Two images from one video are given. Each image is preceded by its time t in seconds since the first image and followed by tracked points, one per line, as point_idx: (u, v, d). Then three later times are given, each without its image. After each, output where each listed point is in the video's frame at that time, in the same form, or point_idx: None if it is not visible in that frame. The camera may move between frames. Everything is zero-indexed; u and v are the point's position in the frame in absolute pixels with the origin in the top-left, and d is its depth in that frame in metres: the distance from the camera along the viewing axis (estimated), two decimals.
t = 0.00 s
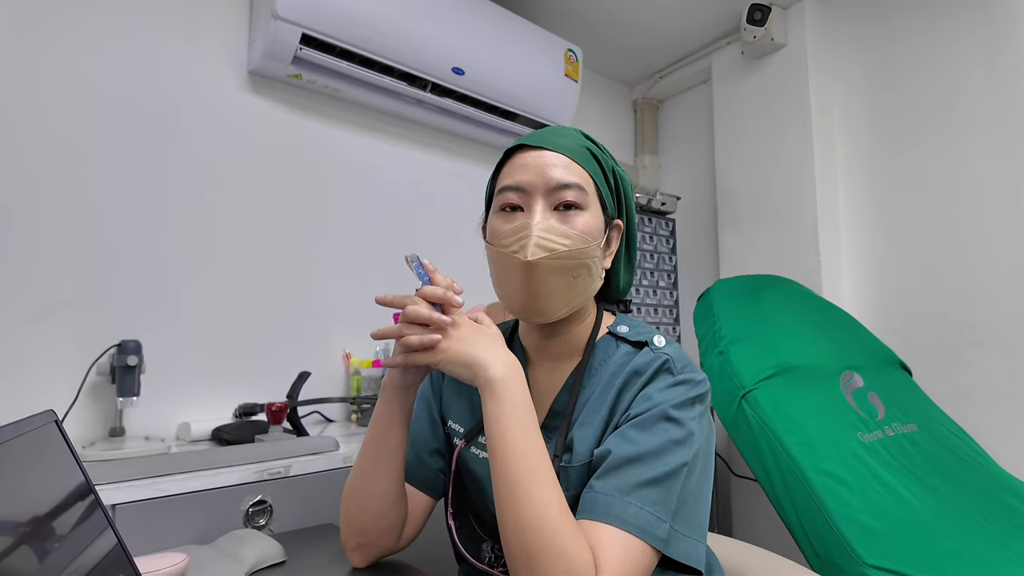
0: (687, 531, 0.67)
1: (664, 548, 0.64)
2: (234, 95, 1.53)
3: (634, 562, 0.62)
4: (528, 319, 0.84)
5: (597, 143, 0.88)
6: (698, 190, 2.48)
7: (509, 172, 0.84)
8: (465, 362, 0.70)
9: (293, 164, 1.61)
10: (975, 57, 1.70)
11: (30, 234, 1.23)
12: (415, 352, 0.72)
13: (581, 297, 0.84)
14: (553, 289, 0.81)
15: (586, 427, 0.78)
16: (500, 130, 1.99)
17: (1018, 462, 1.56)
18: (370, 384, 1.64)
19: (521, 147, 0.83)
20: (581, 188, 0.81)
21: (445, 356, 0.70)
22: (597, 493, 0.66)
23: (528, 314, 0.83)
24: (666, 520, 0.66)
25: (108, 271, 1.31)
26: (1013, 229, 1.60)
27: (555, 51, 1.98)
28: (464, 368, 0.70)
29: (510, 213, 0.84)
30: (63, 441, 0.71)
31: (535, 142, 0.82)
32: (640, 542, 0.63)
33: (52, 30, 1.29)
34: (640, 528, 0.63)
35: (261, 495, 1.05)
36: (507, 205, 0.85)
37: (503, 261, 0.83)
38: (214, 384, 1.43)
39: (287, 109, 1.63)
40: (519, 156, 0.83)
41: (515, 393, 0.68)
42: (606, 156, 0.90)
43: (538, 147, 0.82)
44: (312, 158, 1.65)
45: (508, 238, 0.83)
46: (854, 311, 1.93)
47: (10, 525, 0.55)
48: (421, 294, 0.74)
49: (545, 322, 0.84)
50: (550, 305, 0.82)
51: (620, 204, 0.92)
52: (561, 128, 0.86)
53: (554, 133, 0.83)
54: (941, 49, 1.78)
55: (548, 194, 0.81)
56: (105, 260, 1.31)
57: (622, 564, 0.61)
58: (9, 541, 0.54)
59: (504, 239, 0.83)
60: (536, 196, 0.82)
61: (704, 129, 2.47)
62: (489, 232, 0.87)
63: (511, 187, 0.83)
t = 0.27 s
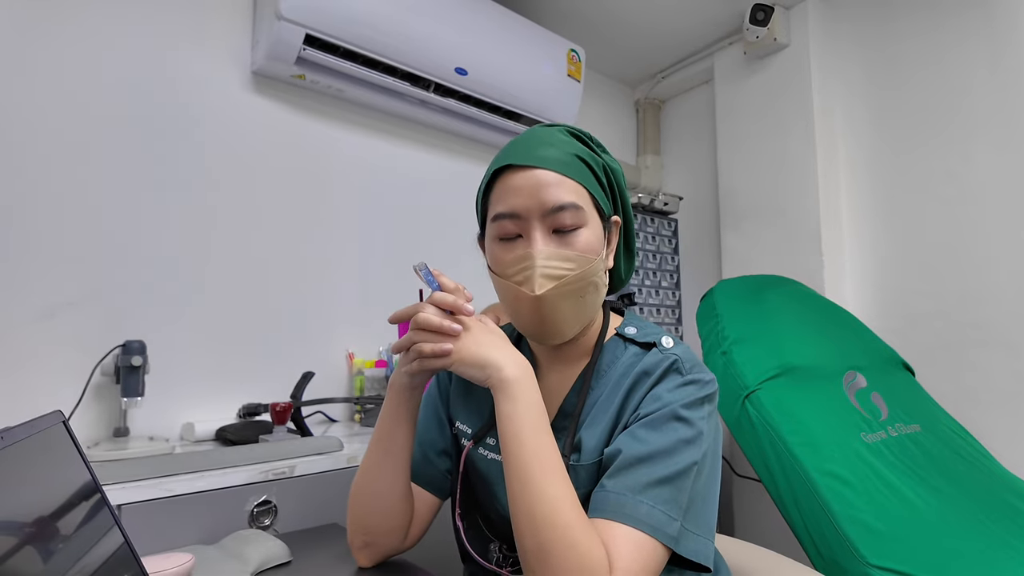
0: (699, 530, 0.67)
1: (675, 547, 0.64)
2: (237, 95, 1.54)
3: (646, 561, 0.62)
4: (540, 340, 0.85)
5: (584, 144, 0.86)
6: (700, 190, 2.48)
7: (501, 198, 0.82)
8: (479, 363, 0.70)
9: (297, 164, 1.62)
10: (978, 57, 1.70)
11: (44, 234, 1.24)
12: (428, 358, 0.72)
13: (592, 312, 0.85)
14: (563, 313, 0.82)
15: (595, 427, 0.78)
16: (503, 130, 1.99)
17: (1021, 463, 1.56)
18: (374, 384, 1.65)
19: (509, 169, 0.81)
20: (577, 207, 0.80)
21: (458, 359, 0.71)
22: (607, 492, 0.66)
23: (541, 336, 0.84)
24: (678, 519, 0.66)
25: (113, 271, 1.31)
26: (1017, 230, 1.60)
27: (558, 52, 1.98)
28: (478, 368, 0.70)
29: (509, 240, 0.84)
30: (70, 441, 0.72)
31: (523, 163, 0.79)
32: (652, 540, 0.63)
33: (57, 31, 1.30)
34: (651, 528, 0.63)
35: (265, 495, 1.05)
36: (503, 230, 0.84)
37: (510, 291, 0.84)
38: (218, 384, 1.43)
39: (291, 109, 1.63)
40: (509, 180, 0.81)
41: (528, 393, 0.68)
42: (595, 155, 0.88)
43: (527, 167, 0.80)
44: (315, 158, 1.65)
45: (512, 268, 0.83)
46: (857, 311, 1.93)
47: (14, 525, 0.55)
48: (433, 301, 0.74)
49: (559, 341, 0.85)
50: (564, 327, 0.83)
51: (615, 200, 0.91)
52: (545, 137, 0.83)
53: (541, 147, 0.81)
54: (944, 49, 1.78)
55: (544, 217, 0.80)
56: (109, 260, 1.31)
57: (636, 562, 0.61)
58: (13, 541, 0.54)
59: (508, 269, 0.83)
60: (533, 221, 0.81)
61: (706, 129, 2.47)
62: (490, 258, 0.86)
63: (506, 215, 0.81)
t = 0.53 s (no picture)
0: (699, 530, 0.67)
1: (675, 548, 0.64)
2: (238, 95, 1.54)
3: (644, 562, 0.62)
4: (531, 323, 0.84)
5: (578, 140, 0.88)
6: (701, 190, 2.48)
7: (495, 184, 0.84)
8: (479, 362, 0.70)
9: (298, 164, 1.62)
10: (980, 55, 1.70)
11: (46, 233, 1.24)
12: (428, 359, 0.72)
13: (585, 295, 0.84)
14: (554, 291, 0.81)
15: (594, 425, 0.78)
16: (504, 130, 1.99)
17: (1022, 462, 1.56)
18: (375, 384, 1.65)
19: (503, 157, 0.83)
20: (567, 188, 0.81)
21: (459, 358, 0.71)
22: (607, 493, 0.66)
23: (533, 318, 0.83)
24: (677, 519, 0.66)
25: (114, 271, 1.31)
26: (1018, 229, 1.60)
27: (559, 52, 1.98)
28: (479, 368, 0.70)
29: (502, 224, 0.84)
30: (74, 442, 0.72)
31: (515, 149, 0.82)
32: (651, 541, 0.64)
33: (59, 32, 1.30)
34: (650, 529, 0.63)
35: (267, 495, 1.05)
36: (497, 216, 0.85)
37: (501, 272, 0.84)
38: (219, 384, 1.43)
39: (292, 109, 1.63)
40: (502, 167, 0.83)
41: (526, 393, 0.68)
42: (589, 149, 0.89)
43: (520, 153, 0.82)
44: (316, 158, 1.65)
45: (503, 249, 0.83)
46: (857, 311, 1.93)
47: (16, 525, 0.55)
48: (433, 302, 0.74)
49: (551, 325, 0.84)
50: (555, 309, 0.82)
51: (612, 195, 0.92)
52: (539, 131, 0.85)
53: (534, 137, 0.83)
54: (945, 48, 1.78)
55: (536, 199, 0.81)
56: (111, 260, 1.31)
57: (633, 564, 0.61)
58: (15, 541, 0.54)
59: (500, 250, 0.84)
60: (525, 203, 0.82)
61: (707, 128, 2.47)
62: (485, 246, 0.87)
63: (500, 198, 0.83)
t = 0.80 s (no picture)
0: (704, 525, 0.67)
1: (680, 543, 0.64)
2: (239, 95, 1.54)
3: (646, 559, 0.62)
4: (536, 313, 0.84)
5: (604, 142, 0.90)
6: (702, 189, 2.48)
7: (517, 173, 0.86)
8: (470, 365, 0.70)
9: (299, 164, 1.62)
10: (981, 54, 1.70)
11: (46, 233, 1.24)
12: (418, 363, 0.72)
13: (591, 291, 0.84)
14: (561, 282, 0.82)
15: (597, 421, 0.78)
16: (504, 130, 1.99)
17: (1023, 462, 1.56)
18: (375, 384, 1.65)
19: (528, 148, 0.85)
20: (587, 184, 0.82)
21: (449, 362, 0.70)
22: (610, 488, 0.66)
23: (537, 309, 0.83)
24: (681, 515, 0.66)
25: (115, 271, 1.31)
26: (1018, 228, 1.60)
27: (559, 52, 1.98)
28: (470, 371, 0.70)
29: (519, 212, 0.86)
30: (75, 441, 0.72)
31: (541, 141, 0.84)
32: (655, 537, 0.64)
33: (60, 32, 1.30)
34: (654, 524, 0.63)
35: (268, 495, 1.05)
36: (516, 205, 0.86)
37: (512, 259, 0.84)
38: (220, 384, 1.44)
39: (292, 109, 1.63)
40: (526, 157, 0.85)
41: (518, 396, 0.68)
42: (612, 154, 0.90)
43: (544, 146, 0.84)
44: (317, 158, 1.66)
45: (517, 235, 0.84)
46: (858, 311, 1.93)
47: (17, 524, 0.55)
48: (422, 305, 0.73)
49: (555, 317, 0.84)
50: (560, 299, 0.82)
51: (629, 200, 0.92)
52: (565, 129, 0.87)
53: (560, 134, 0.85)
54: (946, 48, 1.78)
55: (555, 190, 0.83)
56: (111, 260, 1.31)
57: (635, 560, 0.62)
58: (16, 541, 0.54)
59: (513, 236, 0.85)
60: (543, 193, 0.83)
61: (708, 128, 2.47)
62: (499, 232, 0.88)
63: (520, 186, 0.85)
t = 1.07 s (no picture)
0: (704, 524, 0.67)
1: (681, 542, 0.64)
2: (239, 95, 1.54)
3: (650, 557, 0.62)
4: (540, 321, 0.85)
5: (612, 147, 0.89)
6: (702, 189, 2.48)
7: (525, 178, 0.83)
8: (481, 363, 0.70)
9: (299, 164, 1.62)
10: (981, 54, 1.70)
11: (46, 233, 1.24)
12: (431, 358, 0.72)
13: (595, 301, 0.85)
14: (568, 294, 0.82)
15: (598, 421, 0.78)
16: (504, 130, 1.99)
17: None
18: (375, 384, 1.65)
19: (537, 152, 0.83)
20: (597, 195, 0.81)
21: (460, 359, 0.70)
22: (612, 488, 0.66)
23: (542, 317, 0.84)
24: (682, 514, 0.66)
25: (115, 271, 1.31)
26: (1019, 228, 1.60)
27: (560, 52, 1.98)
28: (480, 369, 0.70)
29: (526, 218, 0.84)
30: (76, 440, 0.72)
31: (551, 147, 0.82)
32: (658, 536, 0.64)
33: (60, 32, 1.30)
34: (656, 523, 0.64)
35: (269, 495, 1.05)
36: (523, 210, 0.85)
37: (519, 267, 0.84)
38: (220, 384, 1.44)
39: (293, 109, 1.63)
40: (535, 161, 0.83)
41: (526, 394, 0.69)
42: (620, 159, 0.90)
43: (555, 152, 0.82)
44: (317, 158, 1.66)
45: (524, 243, 0.83)
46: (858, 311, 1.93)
47: (18, 524, 0.55)
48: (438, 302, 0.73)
49: (559, 325, 0.85)
50: (564, 310, 0.83)
51: (634, 206, 0.92)
52: (574, 133, 0.86)
53: (570, 139, 0.83)
54: (946, 48, 1.78)
55: (564, 200, 0.81)
56: (112, 260, 1.31)
57: (639, 559, 0.61)
58: (17, 540, 0.54)
59: (520, 244, 0.84)
60: (552, 202, 0.82)
61: (708, 128, 2.47)
62: (505, 236, 0.87)
63: (529, 193, 0.83)
